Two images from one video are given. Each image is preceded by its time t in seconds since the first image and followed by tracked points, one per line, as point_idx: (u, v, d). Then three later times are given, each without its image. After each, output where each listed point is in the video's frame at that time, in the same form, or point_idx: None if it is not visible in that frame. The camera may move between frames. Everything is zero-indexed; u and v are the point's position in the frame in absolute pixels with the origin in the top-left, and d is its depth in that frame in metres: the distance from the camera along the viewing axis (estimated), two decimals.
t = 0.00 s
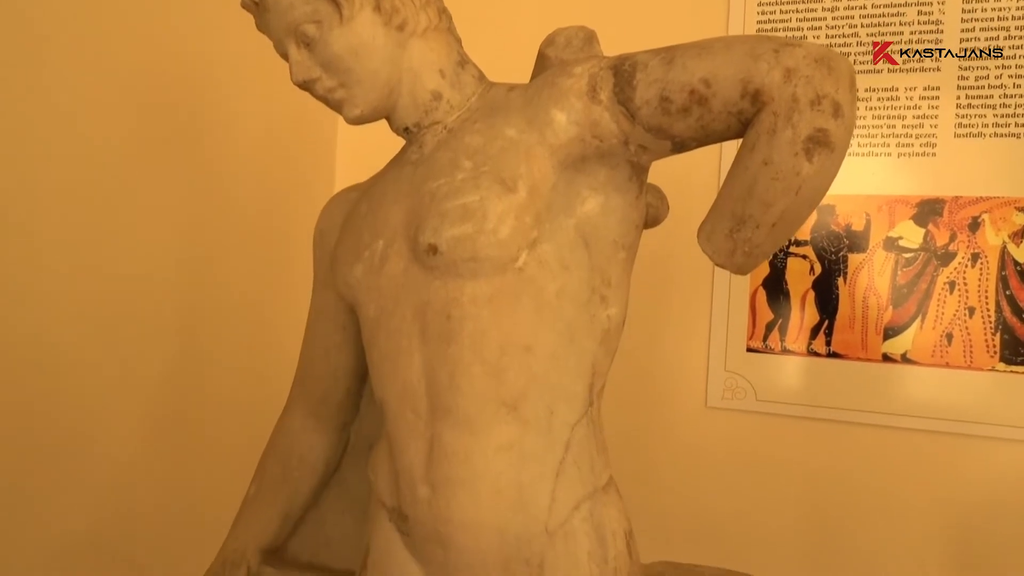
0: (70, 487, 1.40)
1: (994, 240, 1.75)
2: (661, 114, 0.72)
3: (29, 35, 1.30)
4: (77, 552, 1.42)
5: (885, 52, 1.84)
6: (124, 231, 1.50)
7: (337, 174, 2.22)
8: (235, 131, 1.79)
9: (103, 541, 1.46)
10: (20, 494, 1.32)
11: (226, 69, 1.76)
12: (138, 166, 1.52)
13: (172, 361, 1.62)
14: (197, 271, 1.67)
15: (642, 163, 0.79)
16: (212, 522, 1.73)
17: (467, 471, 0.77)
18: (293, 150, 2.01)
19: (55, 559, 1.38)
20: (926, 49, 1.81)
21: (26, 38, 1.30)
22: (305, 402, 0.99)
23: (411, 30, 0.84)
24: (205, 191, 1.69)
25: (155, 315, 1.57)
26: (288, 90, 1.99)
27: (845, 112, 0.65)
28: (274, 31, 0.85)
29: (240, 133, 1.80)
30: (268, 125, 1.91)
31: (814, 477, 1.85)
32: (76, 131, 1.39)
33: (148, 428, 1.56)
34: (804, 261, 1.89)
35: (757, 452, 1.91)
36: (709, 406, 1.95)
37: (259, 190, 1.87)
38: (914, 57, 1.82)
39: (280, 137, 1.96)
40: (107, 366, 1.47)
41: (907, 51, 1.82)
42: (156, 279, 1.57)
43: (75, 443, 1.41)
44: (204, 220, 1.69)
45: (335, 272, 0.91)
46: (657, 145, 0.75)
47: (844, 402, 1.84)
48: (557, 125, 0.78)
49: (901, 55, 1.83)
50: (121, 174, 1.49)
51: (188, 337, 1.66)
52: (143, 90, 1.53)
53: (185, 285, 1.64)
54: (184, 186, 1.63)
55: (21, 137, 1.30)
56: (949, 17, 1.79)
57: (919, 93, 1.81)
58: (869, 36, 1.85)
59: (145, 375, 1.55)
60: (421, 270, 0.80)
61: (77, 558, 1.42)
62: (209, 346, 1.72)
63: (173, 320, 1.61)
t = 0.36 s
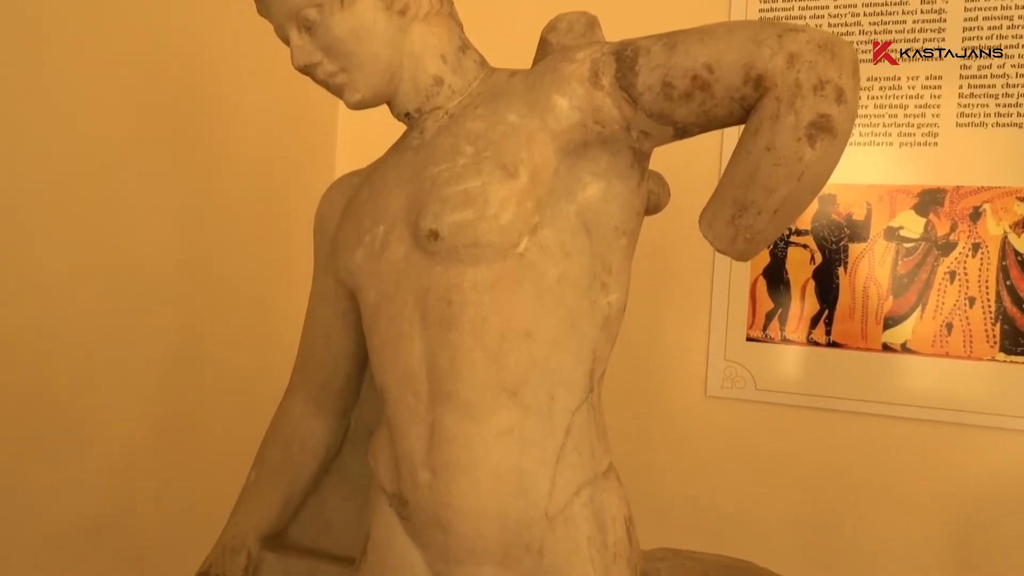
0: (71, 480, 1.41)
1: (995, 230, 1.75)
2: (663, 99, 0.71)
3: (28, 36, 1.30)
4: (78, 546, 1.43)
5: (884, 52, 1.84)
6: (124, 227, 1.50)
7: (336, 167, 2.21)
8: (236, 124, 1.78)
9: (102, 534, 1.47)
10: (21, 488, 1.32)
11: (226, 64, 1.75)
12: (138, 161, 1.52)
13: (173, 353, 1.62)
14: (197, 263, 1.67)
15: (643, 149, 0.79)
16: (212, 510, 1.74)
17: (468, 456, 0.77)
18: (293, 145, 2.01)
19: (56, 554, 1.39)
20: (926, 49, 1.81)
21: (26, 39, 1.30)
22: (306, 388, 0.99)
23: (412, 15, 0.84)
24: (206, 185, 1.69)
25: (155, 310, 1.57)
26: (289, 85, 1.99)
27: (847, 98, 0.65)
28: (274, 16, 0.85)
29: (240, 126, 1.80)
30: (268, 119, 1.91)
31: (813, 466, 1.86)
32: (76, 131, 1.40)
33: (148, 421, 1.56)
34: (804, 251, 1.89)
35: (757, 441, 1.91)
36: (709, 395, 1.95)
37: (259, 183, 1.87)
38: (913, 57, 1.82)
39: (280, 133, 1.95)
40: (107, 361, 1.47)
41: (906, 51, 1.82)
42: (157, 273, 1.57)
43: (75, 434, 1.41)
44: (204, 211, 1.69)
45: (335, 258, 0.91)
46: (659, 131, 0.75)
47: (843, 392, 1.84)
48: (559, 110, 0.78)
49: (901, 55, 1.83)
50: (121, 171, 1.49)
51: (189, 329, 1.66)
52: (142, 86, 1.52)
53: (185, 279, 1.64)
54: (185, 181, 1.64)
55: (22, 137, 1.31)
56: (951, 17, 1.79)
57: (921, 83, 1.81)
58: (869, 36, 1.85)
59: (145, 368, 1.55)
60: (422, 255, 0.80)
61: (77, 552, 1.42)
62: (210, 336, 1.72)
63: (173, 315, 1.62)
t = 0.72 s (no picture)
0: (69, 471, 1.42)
1: (997, 221, 1.75)
2: (667, 85, 0.71)
3: (28, 37, 1.31)
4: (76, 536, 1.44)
5: (885, 52, 1.85)
6: (122, 221, 1.50)
7: (337, 159, 2.21)
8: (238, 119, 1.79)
9: (101, 524, 1.48)
10: (18, 478, 1.33)
11: (226, 58, 1.75)
12: (137, 156, 1.53)
13: (172, 344, 1.62)
14: (196, 254, 1.68)
15: (646, 135, 0.78)
16: (212, 501, 1.74)
17: (468, 442, 0.77)
18: (293, 139, 2.01)
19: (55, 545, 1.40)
20: (926, 49, 1.81)
21: (27, 40, 1.31)
22: (306, 375, 0.99)
23: None
24: (205, 176, 1.69)
25: (154, 302, 1.58)
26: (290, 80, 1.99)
27: (852, 83, 0.64)
28: None
29: (240, 118, 1.80)
30: (269, 113, 1.91)
31: (812, 456, 1.86)
32: (77, 131, 1.40)
33: (147, 413, 1.57)
34: (805, 241, 1.89)
35: (756, 430, 1.91)
36: (709, 385, 1.95)
37: (259, 175, 1.87)
38: (914, 57, 1.82)
39: (281, 128, 1.95)
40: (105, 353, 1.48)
41: (907, 51, 1.82)
42: (155, 265, 1.58)
43: (73, 423, 1.42)
44: (203, 203, 1.69)
45: (336, 244, 0.91)
46: (662, 117, 0.75)
47: (844, 382, 1.84)
48: (561, 96, 0.77)
49: (901, 55, 1.83)
50: (120, 165, 1.49)
51: (188, 320, 1.66)
52: (141, 82, 1.53)
53: (184, 271, 1.65)
54: (184, 174, 1.64)
55: (22, 138, 1.31)
56: (953, 15, 1.78)
57: (923, 73, 1.80)
58: (869, 37, 1.85)
59: (143, 359, 1.56)
60: (424, 241, 0.80)
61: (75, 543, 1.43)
62: (209, 326, 1.72)
63: (173, 307, 1.62)
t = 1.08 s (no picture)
0: (66, 460, 1.42)
1: (997, 211, 1.75)
2: (668, 70, 0.71)
3: (22, 34, 1.32)
4: (75, 526, 1.45)
5: (884, 53, 1.84)
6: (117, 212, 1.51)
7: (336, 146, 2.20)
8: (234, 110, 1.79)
9: (99, 514, 1.49)
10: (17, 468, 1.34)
11: (223, 52, 1.75)
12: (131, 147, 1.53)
13: (168, 332, 1.63)
14: (195, 244, 1.68)
15: (648, 121, 0.78)
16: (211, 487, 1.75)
17: (468, 427, 0.77)
18: (292, 138, 2.01)
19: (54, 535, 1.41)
20: (926, 49, 1.80)
21: (20, 37, 1.31)
22: (306, 361, 1.00)
23: None
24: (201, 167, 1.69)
25: (149, 293, 1.58)
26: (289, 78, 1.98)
27: (854, 68, 0.64)
28: None
29: (239, 110, 1.80)
30: (268, 108, 1.91)
31: (811, 446, 1.86)
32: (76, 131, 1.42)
33: (144, 403, 1.58)
34: (805, 231, 1.88)
35: (755, 419, 1.92)
36: (708, 374, 1.95)
37: (258, 167, 1.87)
38: (914, 57, 1.81)
39: (280, 125, 1.95)
40: (101, 344, 1.49)
41: (907, 51, 1.82)
42: (152, 256, 1.58)
43: (68, 413, 1.43)
44: (200, 193, 1.69)
45: (337, 230, 0.91)
46: (663, 102, 0.75)
47: (843, 371, 1.84)
48: (562, 81, 0.77)
49: (901, 55, 1.82)
50: (114, 158, 1.49)
51: (185, 310, 1.67)
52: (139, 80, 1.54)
53: (181, 262, 1.65)
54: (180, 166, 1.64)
55: (19, 137, 1.32)
56: (954, 11, 1.78)
57: (924, 62, 1.80)
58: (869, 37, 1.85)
59: (139, 349, 1.56)
60: (424, 227, 0.80)
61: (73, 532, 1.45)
62: (207, 315, 1.73)
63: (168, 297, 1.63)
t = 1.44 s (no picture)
0: (66, 451, 1.43)
1: (999, 202, 1.74)
2: (670, 54, 0.71)
3: (21, 35, 1.31)
4: (75, 518, 1.45)
5: (885, 53, 1.85)
6: (116, 205, 1.50)
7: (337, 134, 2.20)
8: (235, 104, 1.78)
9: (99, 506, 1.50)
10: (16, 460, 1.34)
11: (223, 51, 1.75)
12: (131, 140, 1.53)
13: (168, 324, 1.63)
14: (194, 236, 1.68)
15: (649, 107, 0.78)
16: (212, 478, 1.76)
17: (468, 413, 0.77)
18: (292, 139, 2.00)
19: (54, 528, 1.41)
20: (926, 49, 1.80)
21: (19, 35, 1.31)
22: (307, 349, 0.99)
23: None
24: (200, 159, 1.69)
25: (149, 285, 1.58)
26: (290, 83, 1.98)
27: (857, 53, 0.64)
28: None
29: (240, 103, 1.80)
30: (268, 108, 1.90)
31: (811, 437, 1.86)
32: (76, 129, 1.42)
33: (144, 395, 1.58)
34: (807, 222, 1.88)
35: (756, 411, 1.91)
36: (709, 366, 1.95)
37: (259, 161, 1.87)
38: (914, 57, 1.81)
39: (280, 124, 1.95)
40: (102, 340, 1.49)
41: (907, 51, 1.82)
42: (151, 249, 1.58)
43: (68, 408, 1.43)
44: (200, 185, 1.69)
45: (337, 216, 0.90)
46: (665, 88, 0.74)
47: (844, 363, 1.84)
48: (563, 66, 0.77)
49: (901, 55, 1.82)
50: (114, 150, 1.49)
51: (185, 302, 1.67)
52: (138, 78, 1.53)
53: (181, 254, 1.65)
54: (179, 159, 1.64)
55: (19, 136, 1.32)
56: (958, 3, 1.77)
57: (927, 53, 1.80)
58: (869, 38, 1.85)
59: (139, 341, 1.57)
60: (425, 213, 0.80)
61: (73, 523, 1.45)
62: (207, 306, 1.73)
63: (168, 289, 1.63)
